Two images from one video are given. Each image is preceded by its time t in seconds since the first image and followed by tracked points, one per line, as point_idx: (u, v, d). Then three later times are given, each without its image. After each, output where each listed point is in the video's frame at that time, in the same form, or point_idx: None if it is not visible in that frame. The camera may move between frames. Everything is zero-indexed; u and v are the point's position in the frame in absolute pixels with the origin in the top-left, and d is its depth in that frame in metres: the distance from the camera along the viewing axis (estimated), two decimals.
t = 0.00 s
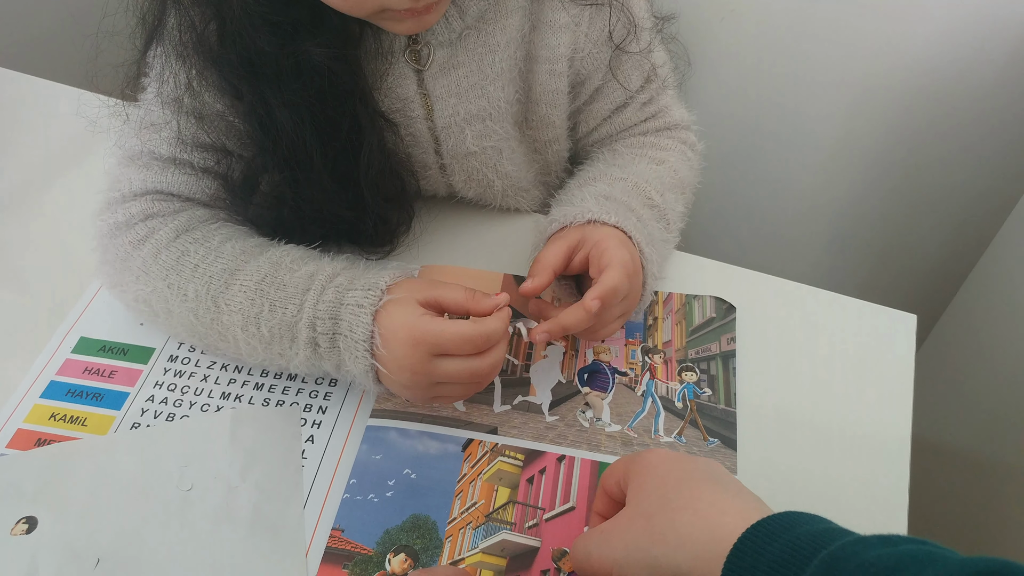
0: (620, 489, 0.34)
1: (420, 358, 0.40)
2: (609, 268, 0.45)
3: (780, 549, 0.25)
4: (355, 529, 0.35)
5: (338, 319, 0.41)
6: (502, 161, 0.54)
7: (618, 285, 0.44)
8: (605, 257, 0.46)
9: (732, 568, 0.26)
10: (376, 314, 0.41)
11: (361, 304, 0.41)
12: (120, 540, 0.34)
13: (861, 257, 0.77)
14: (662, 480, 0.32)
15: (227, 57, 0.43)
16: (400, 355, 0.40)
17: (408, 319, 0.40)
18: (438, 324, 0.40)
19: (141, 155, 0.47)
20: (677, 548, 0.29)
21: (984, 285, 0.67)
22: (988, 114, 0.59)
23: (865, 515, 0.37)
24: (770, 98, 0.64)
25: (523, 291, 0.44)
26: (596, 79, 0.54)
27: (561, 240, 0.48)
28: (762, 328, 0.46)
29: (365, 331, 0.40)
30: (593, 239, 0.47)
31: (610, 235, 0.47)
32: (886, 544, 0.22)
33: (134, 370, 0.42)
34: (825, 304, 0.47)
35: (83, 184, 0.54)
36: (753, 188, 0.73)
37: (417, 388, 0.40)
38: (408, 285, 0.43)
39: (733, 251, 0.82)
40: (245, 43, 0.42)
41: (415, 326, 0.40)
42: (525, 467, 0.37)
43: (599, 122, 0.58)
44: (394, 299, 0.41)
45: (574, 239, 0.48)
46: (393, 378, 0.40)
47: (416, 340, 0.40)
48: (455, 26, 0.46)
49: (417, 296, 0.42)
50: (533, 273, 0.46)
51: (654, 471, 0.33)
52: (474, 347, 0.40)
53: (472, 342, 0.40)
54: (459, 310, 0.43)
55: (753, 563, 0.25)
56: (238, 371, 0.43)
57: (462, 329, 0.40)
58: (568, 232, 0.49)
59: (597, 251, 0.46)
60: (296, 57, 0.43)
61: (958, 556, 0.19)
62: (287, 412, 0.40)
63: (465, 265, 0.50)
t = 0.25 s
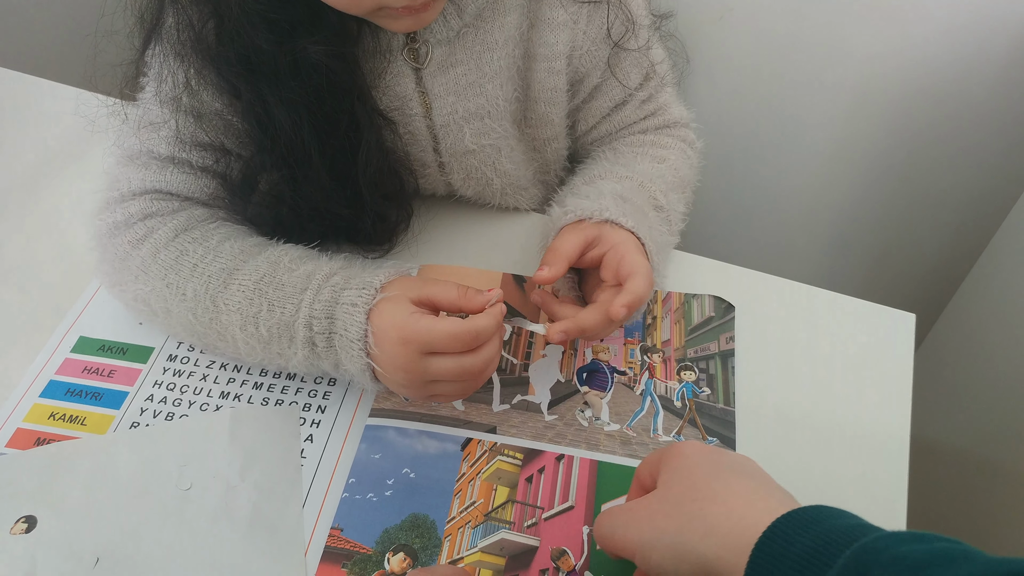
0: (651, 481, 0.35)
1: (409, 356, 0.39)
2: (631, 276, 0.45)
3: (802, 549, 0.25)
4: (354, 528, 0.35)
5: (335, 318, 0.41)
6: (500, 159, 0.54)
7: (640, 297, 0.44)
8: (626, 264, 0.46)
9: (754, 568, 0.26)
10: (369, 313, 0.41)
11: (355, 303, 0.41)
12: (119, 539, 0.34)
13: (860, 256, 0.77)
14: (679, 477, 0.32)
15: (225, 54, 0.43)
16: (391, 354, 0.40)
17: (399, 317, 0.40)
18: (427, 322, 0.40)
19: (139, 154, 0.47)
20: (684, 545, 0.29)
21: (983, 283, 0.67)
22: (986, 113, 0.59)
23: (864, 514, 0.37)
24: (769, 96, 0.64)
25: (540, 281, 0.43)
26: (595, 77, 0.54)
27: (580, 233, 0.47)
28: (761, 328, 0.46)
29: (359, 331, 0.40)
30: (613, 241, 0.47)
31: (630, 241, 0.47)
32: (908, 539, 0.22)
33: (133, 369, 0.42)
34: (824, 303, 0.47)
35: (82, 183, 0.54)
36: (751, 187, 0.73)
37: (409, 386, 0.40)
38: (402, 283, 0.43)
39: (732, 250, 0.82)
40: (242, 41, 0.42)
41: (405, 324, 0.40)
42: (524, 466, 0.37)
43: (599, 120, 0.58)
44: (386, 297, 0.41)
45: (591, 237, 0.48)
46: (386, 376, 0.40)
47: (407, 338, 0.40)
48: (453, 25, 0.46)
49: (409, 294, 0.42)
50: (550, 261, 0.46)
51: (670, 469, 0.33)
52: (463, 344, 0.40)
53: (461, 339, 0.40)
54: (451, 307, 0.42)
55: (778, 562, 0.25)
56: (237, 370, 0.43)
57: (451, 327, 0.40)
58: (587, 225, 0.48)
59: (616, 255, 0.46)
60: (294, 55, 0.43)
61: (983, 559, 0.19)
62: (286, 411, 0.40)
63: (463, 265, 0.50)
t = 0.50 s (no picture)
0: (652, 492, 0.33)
1: (403, 353, 0.39)
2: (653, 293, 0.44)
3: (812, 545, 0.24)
4: (354, 528, 0.35)
5: (330, 318, 0.40)
6: (500, 158, 0.54)
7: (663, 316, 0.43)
8: (647, 279, 0.45)
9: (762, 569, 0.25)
10: (364, 312, 0.40)
11: (351, 303, 0.40)
12: (118, 538, 0.34)
13: (859, 255, 0.77)
14: (689, 477, 0.31)
15: (222, 51, 0.42)
16: (384, 352, 0.39)
17: (393, 315, 0.40)
18: (419, 320, 0.40)
19: (138, 153, 0.47)
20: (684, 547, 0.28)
21: (982, 282, 0.67)
22: (986, 112, 0.59)
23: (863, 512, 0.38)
24: (768, 96, 0.64)
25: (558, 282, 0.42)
26: (595, 75, 0.54)
27: (599, 238, 0.47)
28: (760, 327, 0.46)
29: (354, 330, 0.40)
30: (631, 252, 0.47)
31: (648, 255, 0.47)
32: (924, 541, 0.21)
33: (132, 368, 0.42)
34: (823, 302, 0.47)
35: (81, 181, 0.54)
36: (751, 187, 0.73)
37: (404, 383, 0.40)
38: (397, 282, 0.43)
39: (731, 249, 0.82)
40: (240, 39, 0.42)
41: (399, 322, 0.40)
42: (523, 465, 0.37)
43: (599, 118, 0.58)
44: (382, 296, 0.41)
45: (609, 244, 0.47)
46: (382, 375, 0.40)
47: (400, 335, 0.39)
48: (452, 23, 0.46)
49: (404, 292, 0.42)
50: (569, 261, 0.44)
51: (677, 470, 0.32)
52: (456, 341, 0.40)
53: (454, 336, 0.39)
54: (446, 305, 0.42)
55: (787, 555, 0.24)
56: (236, 369, 0.43)
57: (444, 324, 0.39)
58: (607, 230, 0.48)
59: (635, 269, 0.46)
60: (294, 53, 0.43)
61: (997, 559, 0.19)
62: (286, 411, 0.40)
63: (462, 264, 0.50)
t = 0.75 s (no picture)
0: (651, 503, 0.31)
1: (402, 354, 0.39)
2: (605, 326, 0.43)
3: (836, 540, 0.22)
4: (353, 528, 0.35)
5: (329, 319, 0.40)
6: (499, 158, 0.54)
7: (599, 352, 0.42)
8: (610, 310, 0.44)
9: None
10: (362, 313, 0.40)
11: (350, 305, 0.40)
12: (116, 539, 0.34)
13: (859, 255, 0.77)
14: (679, 484, 0.29)
15: (220, 50, 0.42)
16: (383, 353, 0.39)
17: (391, 316, 0.40)
18: (417, 320, 0.40)
19: (136, 154, 0.47)
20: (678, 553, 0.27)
21: (982, 282, 0.67)
22: (986, 111, 0.59)
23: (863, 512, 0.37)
24: (767, 95, 0.64)
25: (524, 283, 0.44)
26: (595, 73, 0.54)
27: (585, 255, 0.46)
28: (760, 327, 0.46)
29: (353, 332, 0.40)
30: (614, 275, 0.46)
31: (633, 281, 0.46)
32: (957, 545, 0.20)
33: (131, 368, 0.42)
34: (823, 302, 0.47)
35: (80, 181, 0.54)
36: (750, 187, 0.73)
37: (405, 383, 0.40)
38: (395, 283, 0.43)
39: (731, 249, 0.82)
40: (238, 39, 0.42)
41: (396, 323, 0.40)
42: (523, 465, 0.37)
43: (600, 116, 0.58)
44: (379, 297, 0.41)
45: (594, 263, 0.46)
46: (382, 376, 0.40)
47: (399, 337, 0.39)
48: (451, 23, 0.46)
49: (402, 293, 0.42)
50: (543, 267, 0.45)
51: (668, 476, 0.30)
52: (455, 340, 0.40)
53: (452, 336, 0.40)
54: (444, 305, 0.42)
55: (806, 543, 0.23)
56: (236, 369, 0.43)
57: (441, 324, 0.39)
58: (596, 248, 0.47)
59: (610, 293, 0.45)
60: (294, 54, 0.43)
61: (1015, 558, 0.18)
62: (285, 411, 0.40)
63: (461, 265, 0.50)
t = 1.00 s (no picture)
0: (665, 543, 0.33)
1: (404, 356, 0.40)
2: (583, 332, 0.44)
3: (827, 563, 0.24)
4: (353, 524, 0.35)
5: (333, 318, 0.41)
6: (499, 158, 0.54)
7: (573, 354, 0.43)
8: (592, 318, 0.44)
9: None
10: (365, 315, 0.41)
11: (352, 306, 0.41)
12: (120, 533, 0.34)
13: (859, 255, 0.77)
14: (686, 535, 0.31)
15: (225, 51, 0.43)
16: (385, 354, 0.40)
17: (393, 318, 0.40)
18: (418, 322, 0.40)
19: (140, 153, 0.47)
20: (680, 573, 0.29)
21: (981, 282, 0.67)
22: (987, 112, 0.59)
23: (860, 509, 0.38)
24: (767, 96, 0.64)
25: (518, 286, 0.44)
26: (595, 73, 0.54)
27: (578, 264, 0.47)
28: (758, 326, 0.46)
29: (355, 332, 0.40)
30: (605, 287, 0.46)
31: (622, 294, 0.46)
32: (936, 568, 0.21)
33: (134, 365, 0.43)
34: (821, 301, 0.47)
35: (84, 180, 0.55)
36: (750, 187, 0.74)
37: (409, 384, 0.41)
38: (397, 284, 0.43)
39: (731, 248, 0.83)
40: (243, 39, 0.42)
41: (398, 324, 0.40)
42: (521, 462, 0.38)
43: (602, 114, 0.58)
44: (382, 299, 0.41)
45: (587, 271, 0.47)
46: (384, 376, 0.41)
47: (400, 339, 0.40)
48: (452, 25, 0.46)
49: (405, 294, 0.42)
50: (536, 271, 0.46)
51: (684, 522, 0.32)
52: (456, 343, 0.40)
53: (453, 338, 0.40)
54: (445, 305, 0.43)
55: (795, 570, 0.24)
56: (237, 367, 0.43)
57: (442, 327, 0.40)
58: (591, 257, 0.47)
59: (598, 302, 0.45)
60: (298, 55, 0.44)
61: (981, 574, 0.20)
62: (286, 407, 0.41)
63: (460, 263, 0.50)
